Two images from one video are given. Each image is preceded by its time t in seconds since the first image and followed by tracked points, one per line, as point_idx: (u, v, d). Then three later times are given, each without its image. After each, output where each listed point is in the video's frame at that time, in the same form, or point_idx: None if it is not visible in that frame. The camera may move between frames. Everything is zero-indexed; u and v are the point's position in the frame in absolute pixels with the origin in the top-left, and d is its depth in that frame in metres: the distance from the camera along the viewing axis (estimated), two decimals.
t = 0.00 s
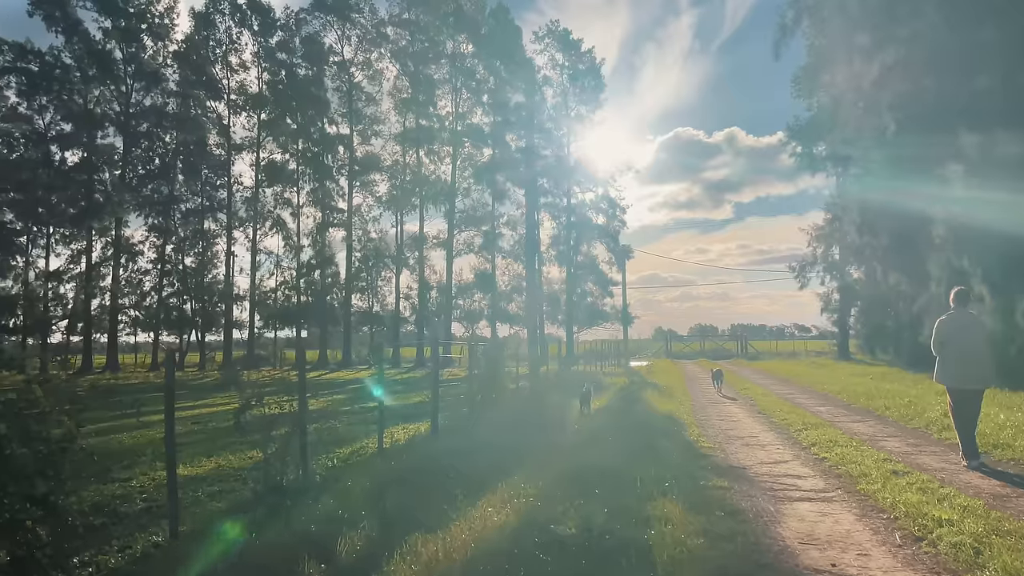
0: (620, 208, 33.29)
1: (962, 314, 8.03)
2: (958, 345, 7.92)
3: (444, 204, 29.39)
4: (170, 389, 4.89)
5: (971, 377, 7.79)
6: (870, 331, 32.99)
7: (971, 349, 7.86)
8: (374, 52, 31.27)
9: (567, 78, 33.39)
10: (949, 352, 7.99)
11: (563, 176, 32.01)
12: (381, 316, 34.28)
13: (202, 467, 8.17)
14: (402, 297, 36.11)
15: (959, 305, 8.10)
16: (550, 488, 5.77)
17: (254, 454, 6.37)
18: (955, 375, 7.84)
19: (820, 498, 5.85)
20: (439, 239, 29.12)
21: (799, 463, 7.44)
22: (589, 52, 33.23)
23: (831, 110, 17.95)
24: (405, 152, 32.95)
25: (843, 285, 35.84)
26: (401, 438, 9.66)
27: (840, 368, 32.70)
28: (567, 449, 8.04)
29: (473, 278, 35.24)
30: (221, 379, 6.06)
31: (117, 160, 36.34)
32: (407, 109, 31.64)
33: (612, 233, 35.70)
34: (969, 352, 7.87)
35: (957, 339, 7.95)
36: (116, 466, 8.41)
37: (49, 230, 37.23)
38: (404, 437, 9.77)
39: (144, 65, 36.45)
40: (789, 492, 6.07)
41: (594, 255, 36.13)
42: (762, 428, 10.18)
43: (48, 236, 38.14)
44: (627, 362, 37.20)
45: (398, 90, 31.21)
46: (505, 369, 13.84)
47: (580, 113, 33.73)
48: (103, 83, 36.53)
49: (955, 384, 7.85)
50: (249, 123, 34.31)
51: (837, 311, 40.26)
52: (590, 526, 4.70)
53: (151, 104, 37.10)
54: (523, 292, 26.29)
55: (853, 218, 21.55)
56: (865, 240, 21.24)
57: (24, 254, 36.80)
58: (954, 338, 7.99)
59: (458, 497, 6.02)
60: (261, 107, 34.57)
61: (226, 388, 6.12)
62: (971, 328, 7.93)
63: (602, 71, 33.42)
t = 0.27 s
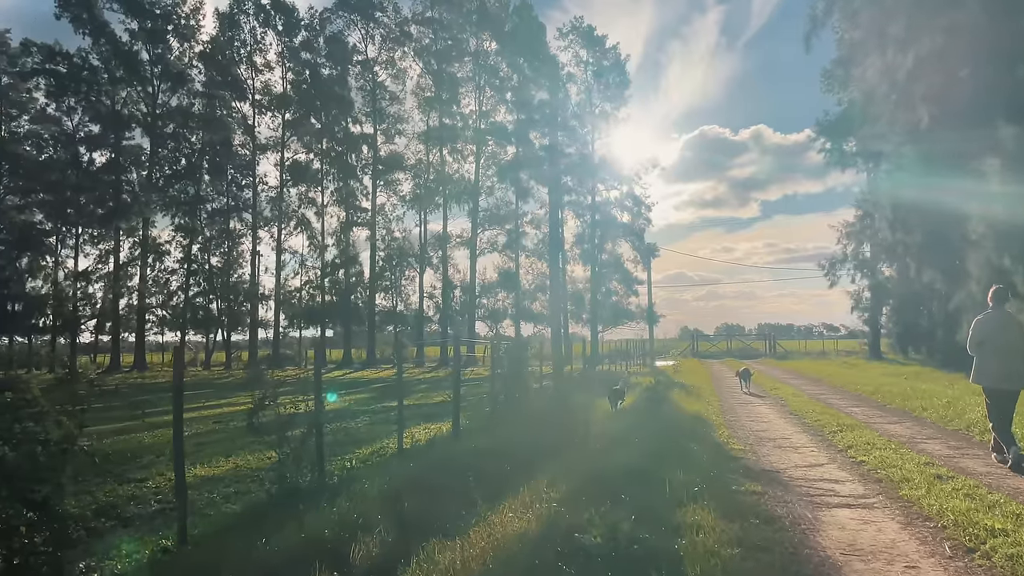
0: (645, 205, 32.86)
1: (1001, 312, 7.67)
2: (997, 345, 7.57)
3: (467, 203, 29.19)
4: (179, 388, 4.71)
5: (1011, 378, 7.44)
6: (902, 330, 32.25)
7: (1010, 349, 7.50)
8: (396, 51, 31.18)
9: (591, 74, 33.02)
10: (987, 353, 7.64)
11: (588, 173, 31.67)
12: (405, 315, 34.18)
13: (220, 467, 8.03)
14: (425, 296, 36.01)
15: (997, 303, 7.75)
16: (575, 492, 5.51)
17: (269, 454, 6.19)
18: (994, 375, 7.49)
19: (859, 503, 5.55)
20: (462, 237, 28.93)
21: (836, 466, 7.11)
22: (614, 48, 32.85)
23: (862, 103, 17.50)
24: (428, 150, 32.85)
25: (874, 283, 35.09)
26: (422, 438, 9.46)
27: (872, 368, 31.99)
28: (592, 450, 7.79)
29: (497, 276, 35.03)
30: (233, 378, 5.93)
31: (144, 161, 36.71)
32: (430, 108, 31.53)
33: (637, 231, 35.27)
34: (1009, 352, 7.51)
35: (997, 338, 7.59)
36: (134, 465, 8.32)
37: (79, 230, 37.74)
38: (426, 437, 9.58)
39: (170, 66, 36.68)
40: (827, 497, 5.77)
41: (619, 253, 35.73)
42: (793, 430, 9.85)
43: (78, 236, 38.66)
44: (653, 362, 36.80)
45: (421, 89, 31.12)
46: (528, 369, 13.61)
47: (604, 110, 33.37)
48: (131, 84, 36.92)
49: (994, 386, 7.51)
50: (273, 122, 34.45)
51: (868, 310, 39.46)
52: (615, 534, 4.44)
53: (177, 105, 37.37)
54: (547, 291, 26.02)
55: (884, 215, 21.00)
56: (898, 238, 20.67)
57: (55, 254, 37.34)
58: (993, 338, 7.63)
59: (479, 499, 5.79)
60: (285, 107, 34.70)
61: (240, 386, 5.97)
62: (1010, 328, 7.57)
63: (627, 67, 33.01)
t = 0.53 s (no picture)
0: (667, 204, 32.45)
1: None
2: None
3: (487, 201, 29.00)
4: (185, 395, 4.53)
5: None
6: (932, 331, 31.54)
7: None
8: (417, 50, 31.05)
9: (613, 71, 32.66)
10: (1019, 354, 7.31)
11: (610, 171, 31.31)
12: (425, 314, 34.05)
13: (232, 471, 7.86)
14: (446, 295, 35.86)
15: None
16: (595, 501, 5.26)
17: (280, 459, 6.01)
18: None
19: (896, 514, 5.25)
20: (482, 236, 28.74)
21: (869, 473, 6.81)
22: (636, 45, 32.47)
23: (891, 99, 17.06)
24: (449, 150, 32.68)
25: (903, 282, 34.38)
26: (438, 442, 9.25)
27: (900, 368, 31.33)
28: (614, 455, 7.53)
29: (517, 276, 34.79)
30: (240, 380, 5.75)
31: (167, 162, 36.92)
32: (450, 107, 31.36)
33: (660, 230, 34.85)
34: None
35: None
36: (146, 468, 8.17)
37: (104, 230, 38.08)
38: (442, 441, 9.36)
39: (193, 67, 36.75)
40: (862, 508, 5.47)
41: (641, 252, 35.32)
42: (821, 434, 9.51)
43: (102, 237, 39.02)
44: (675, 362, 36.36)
45: (441, 88, 30.94)
46: (548, 370, 13.35)
47: (626, 108, 33.00)
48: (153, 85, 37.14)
49: None
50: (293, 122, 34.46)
51: (896, 310, 38.68)
52: (639, 548, 4.18)
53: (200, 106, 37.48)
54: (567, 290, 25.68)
55: (913, 213, 20.49)
56: (927, 236, 20.15)
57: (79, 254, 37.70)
58: None
59: (494, 508, 5.55)
60: (306, 108, 34.71)
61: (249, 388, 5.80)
62: None
63: (649, 64, 32.61)
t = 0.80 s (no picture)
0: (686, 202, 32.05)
1: None
2: None
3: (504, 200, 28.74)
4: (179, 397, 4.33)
5: None
6: (958, 330, 30.91)
7: None
8: (435, 49, 30.90)
9: (631, 68, 32.30)
10: None
11: (629, 169, 30.97)
12: (442, 314, 33.89)
13: (239, 472, 7.69)
14: (463, 295, 35.68)
15: None
16: (610, 507, 5.02)
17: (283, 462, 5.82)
18: None
19: (929, 524, 4.97)
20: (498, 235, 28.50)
21: (898, 478, 6.51)
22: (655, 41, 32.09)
23: (915, 94, 16.66)
24: (466, 149, 32.51)
25: (928, 280, 33.72)
26: (450, 443, 9.05)
27: (925, 368, 30.74)
28: (630, 458, 7.28)
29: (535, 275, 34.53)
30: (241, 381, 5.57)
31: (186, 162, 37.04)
32: (467, 105, 31.18)
33: (679, 228, 34.44)
34: None
35: None
36: (153, 469, 8.02)
37: (123, 230, 38.30)
38: (454, 442, 9.16)
39: (211, 67, 36.81)
40: (892, 516, 5.20)
41: (660, 251, 34.93)
42: (845, 436, 9.20)
43: (122, 237, 39.29)
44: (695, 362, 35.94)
45: (458, 86, 30.77)
46: (563, 370, 13.10)
47: (645, 105, 32.63)
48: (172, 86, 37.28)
49: None
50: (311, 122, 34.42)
51: (921, 309, 38.00)
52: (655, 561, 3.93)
53: (218, 106, 37.55)
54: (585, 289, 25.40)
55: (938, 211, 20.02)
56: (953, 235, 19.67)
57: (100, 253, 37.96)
58: None
59: (505, 514, 5.33)
60: (324, 107, 34.66)
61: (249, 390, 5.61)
62: None
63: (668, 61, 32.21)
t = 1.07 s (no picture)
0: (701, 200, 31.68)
1: None
2: None
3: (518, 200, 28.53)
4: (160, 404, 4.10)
5: None
6: (979, 329, 30.33)
7: None
8: (448, 48, 30.71)
9: (646, 66, 31.97)
10: None
11: (643, 168, 30.63)
12: (455, 314, 33.70)
13: (240, 477, 7.50)
14: (476, 295, 35.51)
15: None
16: (618, 520, 4.76)
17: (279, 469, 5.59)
18: None
19: (958, 538, 4.67)
20: (513, 235, 28.33)
21: (922, 486, 6.21)
22: (669, 39, 31.73)
23: (935, 89, 16.27)
24: (479, 148, 32.35)
25: (948, 279, 33.11)
26: (457, 447, 8.81)
27: (946, 368, 30.19)
28: (642, 464, 7.02)
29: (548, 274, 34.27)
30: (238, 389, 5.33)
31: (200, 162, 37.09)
32: (480, 104, 30.98)
33: (694, 227, 34.05)
34: None
35: None
36: (152, 473, 7.87)
37: (138, 231, 38.42)
38: (461, 445, 8.93)
39: (224, 68, 36.82)
40: (919, 528, 4.91)
41: (675, 250, 34.53)
42: (867, 440, 8.90)
43: (138, 237, 39.46)
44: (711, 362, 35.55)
45: (471, 85, 30.57)
46: (575, 371, 12.85)
47: (659, 103, 32.30)
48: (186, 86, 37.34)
49: None
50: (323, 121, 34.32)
51: (941, 308, 37.37)
52: None
53: (232, 106, 37.56)
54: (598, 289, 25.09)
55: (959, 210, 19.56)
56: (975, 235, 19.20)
57: (115, 254, 38.10)
58: None
59: (510, 525, 5.10)
60: (336, 107, 34.57)
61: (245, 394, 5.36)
62: None
63: (683, 58, 31.83)
